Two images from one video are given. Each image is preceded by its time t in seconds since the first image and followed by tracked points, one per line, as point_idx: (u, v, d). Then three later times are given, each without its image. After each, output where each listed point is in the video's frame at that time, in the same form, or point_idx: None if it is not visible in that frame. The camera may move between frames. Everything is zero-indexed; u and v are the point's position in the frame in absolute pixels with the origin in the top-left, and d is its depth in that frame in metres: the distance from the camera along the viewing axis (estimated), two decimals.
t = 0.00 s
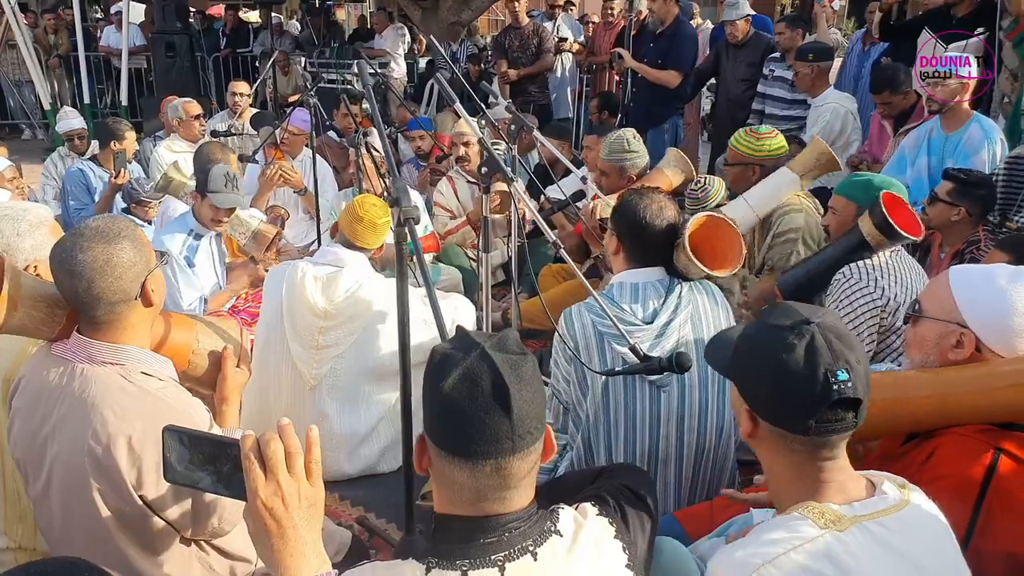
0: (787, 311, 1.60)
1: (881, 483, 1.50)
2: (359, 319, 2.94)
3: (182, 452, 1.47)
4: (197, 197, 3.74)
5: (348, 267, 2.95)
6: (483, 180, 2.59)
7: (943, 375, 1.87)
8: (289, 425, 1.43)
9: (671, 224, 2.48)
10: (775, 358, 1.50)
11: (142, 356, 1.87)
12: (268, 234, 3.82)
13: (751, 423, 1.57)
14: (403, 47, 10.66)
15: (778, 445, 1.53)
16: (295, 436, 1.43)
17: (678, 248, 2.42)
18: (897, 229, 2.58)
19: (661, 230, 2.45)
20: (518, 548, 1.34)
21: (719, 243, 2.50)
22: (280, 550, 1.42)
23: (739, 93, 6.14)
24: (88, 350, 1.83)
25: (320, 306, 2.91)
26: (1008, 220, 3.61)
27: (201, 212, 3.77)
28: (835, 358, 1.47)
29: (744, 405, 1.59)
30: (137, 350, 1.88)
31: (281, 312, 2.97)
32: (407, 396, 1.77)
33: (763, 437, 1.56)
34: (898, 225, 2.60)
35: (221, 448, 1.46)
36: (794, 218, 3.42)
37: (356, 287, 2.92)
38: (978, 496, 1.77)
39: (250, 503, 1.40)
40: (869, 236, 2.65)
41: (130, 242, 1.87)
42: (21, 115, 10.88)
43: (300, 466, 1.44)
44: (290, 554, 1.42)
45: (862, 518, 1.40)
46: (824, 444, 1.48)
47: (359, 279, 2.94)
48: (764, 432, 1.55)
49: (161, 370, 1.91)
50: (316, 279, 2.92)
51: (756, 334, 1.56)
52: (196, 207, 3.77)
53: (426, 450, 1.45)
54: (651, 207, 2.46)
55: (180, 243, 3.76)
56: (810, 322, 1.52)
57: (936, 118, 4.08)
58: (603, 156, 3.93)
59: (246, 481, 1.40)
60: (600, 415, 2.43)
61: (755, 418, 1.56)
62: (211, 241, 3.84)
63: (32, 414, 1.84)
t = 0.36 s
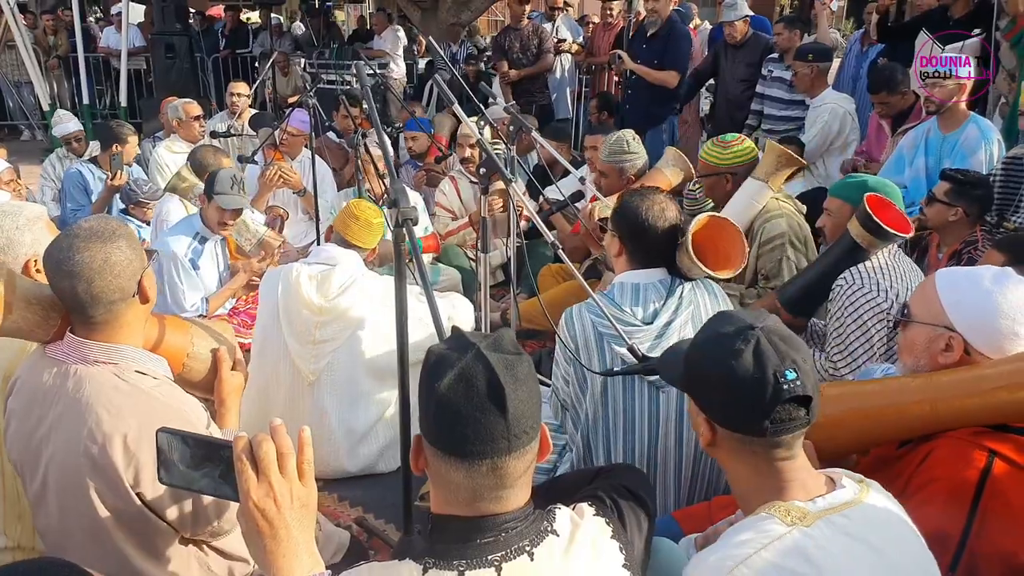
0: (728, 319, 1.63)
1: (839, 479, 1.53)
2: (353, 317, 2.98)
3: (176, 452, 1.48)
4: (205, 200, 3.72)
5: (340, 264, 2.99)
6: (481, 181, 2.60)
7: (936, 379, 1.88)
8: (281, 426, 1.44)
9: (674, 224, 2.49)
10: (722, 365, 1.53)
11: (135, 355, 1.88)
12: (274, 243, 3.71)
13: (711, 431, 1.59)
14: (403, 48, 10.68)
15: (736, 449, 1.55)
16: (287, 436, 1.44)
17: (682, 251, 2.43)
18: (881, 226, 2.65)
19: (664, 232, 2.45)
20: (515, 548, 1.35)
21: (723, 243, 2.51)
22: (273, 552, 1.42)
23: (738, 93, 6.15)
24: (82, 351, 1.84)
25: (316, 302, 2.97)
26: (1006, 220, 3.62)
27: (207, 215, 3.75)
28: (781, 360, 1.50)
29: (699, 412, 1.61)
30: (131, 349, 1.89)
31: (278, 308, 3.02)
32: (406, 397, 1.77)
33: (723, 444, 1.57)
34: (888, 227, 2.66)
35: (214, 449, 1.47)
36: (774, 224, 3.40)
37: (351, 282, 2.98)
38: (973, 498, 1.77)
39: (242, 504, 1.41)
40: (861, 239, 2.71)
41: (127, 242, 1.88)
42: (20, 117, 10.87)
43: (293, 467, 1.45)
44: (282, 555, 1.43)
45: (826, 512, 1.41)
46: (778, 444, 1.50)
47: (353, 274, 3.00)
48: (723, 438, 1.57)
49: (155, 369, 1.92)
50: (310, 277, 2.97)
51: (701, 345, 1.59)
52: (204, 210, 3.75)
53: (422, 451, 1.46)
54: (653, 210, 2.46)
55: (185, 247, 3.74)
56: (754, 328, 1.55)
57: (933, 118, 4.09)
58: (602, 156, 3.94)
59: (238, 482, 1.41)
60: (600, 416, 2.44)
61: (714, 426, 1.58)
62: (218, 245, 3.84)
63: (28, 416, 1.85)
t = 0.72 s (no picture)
0: (761, 324, 1.59)
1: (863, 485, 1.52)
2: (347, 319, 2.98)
3: (179, 453, 1.48)
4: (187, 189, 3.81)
5: (333, 267, 3.00)
6: (480, 180, 2.59)
7: (939, 380, 1.87)
8: (277, 425, 1.44)
9: (682, 225, 2.48)
10: (764, 374, 1.50)
11: (134, 351, 1.88)
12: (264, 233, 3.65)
13: (741, 440, 1.58)
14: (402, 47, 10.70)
15: (769, 458, 1.54)
16: (283, 435, 1.44)
17: (691, 252, 2.42)
18: (898, 231, 2.60)
19: (674, 234, 2.44)
20: (515, 548, 1.35)
21: (731, 244, 2.49)
22: (269, 551, 1.42)
23: (738, 92, 6.14)
24: (78, 349, 1.83)
25: (309, 306, 2.98)
26: (1006, 219, 3.62)
27: (190, 206, 3.82)
28: (825, 372, 1.49)
29: (732, 420, 1.58)
30: (129, 345, 1.88)
31: (270, 307, 3.02)
32: (407, 397, 1.77)
33: (754, 452, 1.56)
34: (904, 232, 2.61)
35: (210, 448, 1.47)
36: (793, 217, 3.42)
37: (344, 284, 3.00)
38: (977, 498, 1.78)
39: (239, 503, 1.40)
40: (874, 242, 2.67)
41: (123, 240, 1.87)
42: (20, 117, 10.87)
43: (289, 466, 1.44)
44: (278, 553, 1.42)
45: (850, 522, 1.40)
46: (812, 454, 1.51)
47: (346, 276, 3.02)
48: (754, 447, 1.55)
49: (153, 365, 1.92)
50: (301, 279, 2.98)
51: (738, 353, 1.55)
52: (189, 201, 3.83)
53: (420, 449, 1.45)
54: (662, 210, 2.45)
55: (176, 238, 3.76)
56: (793, 335, 1.53)
57: (934, 117, 4.08)
58: (603, 156, 3.94)
59: (234, 481, 1.41)
60: (603, 416, 2.43)
61: (745, 434, 1.56)
62: (209, 237, 3.88)
63: (26, 416, 1.84)
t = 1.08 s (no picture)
0: (820, 315, 1.57)
1: (877, 485, 1.55)
2: (347, 324, 2.94)
3: (190, 449, 1.48)
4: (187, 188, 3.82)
5: (331, 270, 2.92)
6: (482, 180, 2.58)
7: (945, 382, 1.87)
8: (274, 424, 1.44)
9: (682, 226, 2.47)
10: (820, 368, 1.48)
11: (142, 343, 1.87)
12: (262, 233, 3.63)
13: (780, 426, 1.58)
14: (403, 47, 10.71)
15: (803, 447, 1.55)
16: (280, 435, 1.44)
17: (693, 256, 2.41)
18: (901, 234, 2.58)
19: (675, 236, 2.44)
20: (517, 546, 1.35)
21: (734, 246, 2.51)
22: (268, 551, 1.40)
23: (740, 92, 6.14)
24: (81, 345, 1.83)
25: (306, 313, 2.92)
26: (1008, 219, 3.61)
27: (190, 204, 3.83)
28: (880, 369, 1.49)
29: (773, 406, 1.59)
30: (136, 339, 1.87)
31: (266, 318, 2.96)
32: (408, 395, 1.77)
33: (792, 441, 1.56)
34: (906, 235, 2.58)
35: (211, 449, 1.47)
36: (812, 215, 3.45)
37: (341, 290, 2.93)
38: (982, 500, 1.78)
39: (237, 502, 1.41)
40: (876, 244, 2.64)
41: (124, 237, 1.86)
42: (23, 117, 10.88)
43: (287, 466, 1.44)
44: (277, 553, 1.41)
45: (864, 522, 1.41)
46: (853, 450, 1.52)
47: (343, 280, 2.94)
48: (794, 436, 1.56)
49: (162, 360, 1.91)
50: (297, 285, 2.92)
51: (795, 340, 1.53)
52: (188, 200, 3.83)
53: (422, 448, 1.45)
54: (662, 210, 2.45)
55: (175, 238, 3.75)
56: (853, 329, 1.52)
57: (935, 118, 4.07)
58: (604, 155, 3.93)
59: (231, 481, 1.42)
60: (604, 416, 2.42)
61: (786, 421, 1.56)
62: (209, 236, 3.88)
63: (24, 417, 1.83)
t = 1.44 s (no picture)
0: (840, 308, 1.63)
1: (888, 484, 1.57)
2: (345, 328, 2.95)
3: (188, 449, 1.48)
4: (196, 191, 3.80)
5: (331, 274, 2.92)
6: (480, 180, 2.58)
7: (943, 382, 1.86)
8: (275, 425, 1.44)
9: (678, 225, 2.46)
10: (841, 354, 1.53)
11: (137, 345, 1.87)
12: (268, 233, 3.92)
13: (799, 412, 1.60)
14: (401, 46, 10.70)
15: (818, 436, 1.57)
16: (281, 435, 1.44)
17: (687, 253, 2.42)
18: (906, 233, 2.58)
19: (670, 233, 2.44)
20: (514, 546, 1.35)
21: (728, 244, 2.52)
22: (269, 551, 1.40)
23: (738, 92, 6.15)
24: (74, 346, 1.82)
25: (304, 316, 2.93)
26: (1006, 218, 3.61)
27: (201, 208, 3.82)
28: (900, 358, 1.54)
29: (792, 390, 1.62)
30: (127, 341, 1.87)
31: (263, 318, 2.98)
32: (406, 394, 1.76)
33: (811, 427, 1.58)
34: (911, 234, 2.58)
35: (209, 450, 1.47)
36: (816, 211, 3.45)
37: (342, 292, 2.93)
38: (985, 500, 1.80)
39: (237, 503, 1.40)
40: (878, 240, 2.64)
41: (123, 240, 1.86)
42: (20, 117, 10.86)
43: (288, 466, 1.44)
44: (278, 554, 1.40)
45: (874, 517, 1.45)
46: (866, 441, 1.54)
47: (343, 284, 2.94)
48: (812, 422, 1.58)
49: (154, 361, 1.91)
50: (297, 288, 2.92)
51: (819, 328, 1.58)
52: (196, 202, 3.82)
53: (420, 449, 1.45)
54: (656, 208, 2.44)
55: (183, 241, 3.70)
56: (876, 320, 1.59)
57: (934, 116, 4.08)
58: (602, 153, 3.93)
59: (232, 482, 1.42)
60: (601, 415, 2.43)
61: (805, 406, 1.59)
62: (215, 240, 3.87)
63: (20, 417, 1.83)
